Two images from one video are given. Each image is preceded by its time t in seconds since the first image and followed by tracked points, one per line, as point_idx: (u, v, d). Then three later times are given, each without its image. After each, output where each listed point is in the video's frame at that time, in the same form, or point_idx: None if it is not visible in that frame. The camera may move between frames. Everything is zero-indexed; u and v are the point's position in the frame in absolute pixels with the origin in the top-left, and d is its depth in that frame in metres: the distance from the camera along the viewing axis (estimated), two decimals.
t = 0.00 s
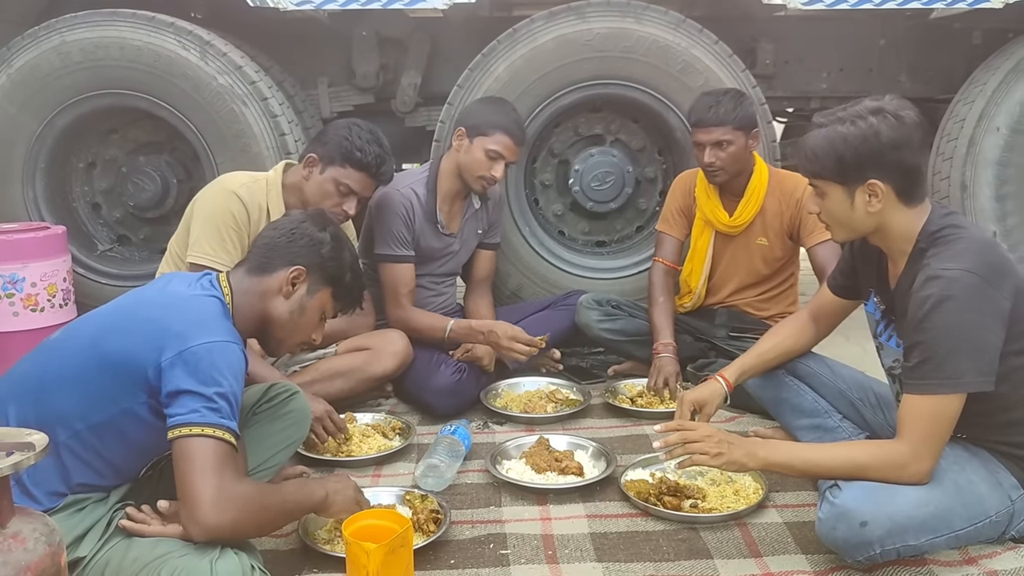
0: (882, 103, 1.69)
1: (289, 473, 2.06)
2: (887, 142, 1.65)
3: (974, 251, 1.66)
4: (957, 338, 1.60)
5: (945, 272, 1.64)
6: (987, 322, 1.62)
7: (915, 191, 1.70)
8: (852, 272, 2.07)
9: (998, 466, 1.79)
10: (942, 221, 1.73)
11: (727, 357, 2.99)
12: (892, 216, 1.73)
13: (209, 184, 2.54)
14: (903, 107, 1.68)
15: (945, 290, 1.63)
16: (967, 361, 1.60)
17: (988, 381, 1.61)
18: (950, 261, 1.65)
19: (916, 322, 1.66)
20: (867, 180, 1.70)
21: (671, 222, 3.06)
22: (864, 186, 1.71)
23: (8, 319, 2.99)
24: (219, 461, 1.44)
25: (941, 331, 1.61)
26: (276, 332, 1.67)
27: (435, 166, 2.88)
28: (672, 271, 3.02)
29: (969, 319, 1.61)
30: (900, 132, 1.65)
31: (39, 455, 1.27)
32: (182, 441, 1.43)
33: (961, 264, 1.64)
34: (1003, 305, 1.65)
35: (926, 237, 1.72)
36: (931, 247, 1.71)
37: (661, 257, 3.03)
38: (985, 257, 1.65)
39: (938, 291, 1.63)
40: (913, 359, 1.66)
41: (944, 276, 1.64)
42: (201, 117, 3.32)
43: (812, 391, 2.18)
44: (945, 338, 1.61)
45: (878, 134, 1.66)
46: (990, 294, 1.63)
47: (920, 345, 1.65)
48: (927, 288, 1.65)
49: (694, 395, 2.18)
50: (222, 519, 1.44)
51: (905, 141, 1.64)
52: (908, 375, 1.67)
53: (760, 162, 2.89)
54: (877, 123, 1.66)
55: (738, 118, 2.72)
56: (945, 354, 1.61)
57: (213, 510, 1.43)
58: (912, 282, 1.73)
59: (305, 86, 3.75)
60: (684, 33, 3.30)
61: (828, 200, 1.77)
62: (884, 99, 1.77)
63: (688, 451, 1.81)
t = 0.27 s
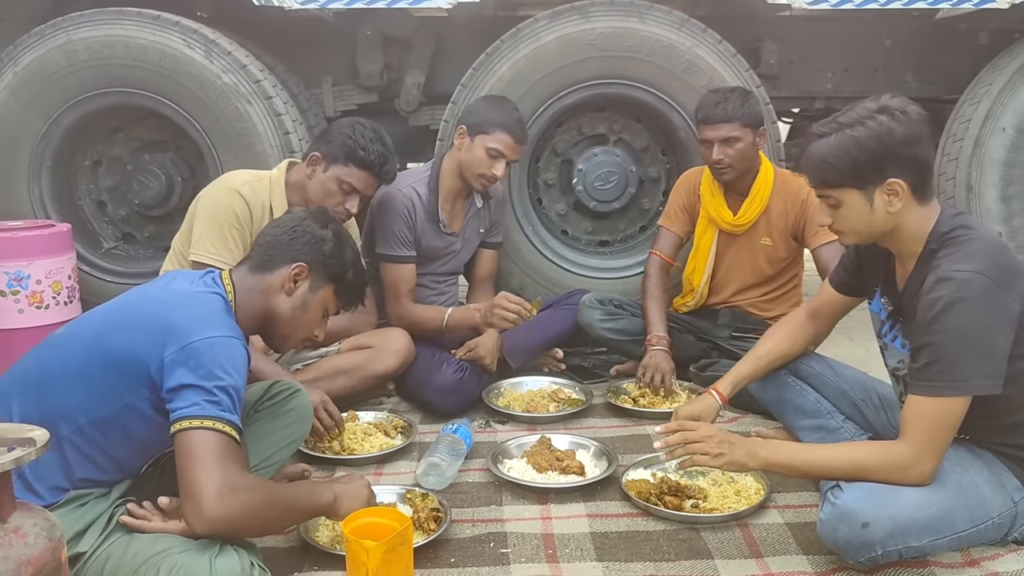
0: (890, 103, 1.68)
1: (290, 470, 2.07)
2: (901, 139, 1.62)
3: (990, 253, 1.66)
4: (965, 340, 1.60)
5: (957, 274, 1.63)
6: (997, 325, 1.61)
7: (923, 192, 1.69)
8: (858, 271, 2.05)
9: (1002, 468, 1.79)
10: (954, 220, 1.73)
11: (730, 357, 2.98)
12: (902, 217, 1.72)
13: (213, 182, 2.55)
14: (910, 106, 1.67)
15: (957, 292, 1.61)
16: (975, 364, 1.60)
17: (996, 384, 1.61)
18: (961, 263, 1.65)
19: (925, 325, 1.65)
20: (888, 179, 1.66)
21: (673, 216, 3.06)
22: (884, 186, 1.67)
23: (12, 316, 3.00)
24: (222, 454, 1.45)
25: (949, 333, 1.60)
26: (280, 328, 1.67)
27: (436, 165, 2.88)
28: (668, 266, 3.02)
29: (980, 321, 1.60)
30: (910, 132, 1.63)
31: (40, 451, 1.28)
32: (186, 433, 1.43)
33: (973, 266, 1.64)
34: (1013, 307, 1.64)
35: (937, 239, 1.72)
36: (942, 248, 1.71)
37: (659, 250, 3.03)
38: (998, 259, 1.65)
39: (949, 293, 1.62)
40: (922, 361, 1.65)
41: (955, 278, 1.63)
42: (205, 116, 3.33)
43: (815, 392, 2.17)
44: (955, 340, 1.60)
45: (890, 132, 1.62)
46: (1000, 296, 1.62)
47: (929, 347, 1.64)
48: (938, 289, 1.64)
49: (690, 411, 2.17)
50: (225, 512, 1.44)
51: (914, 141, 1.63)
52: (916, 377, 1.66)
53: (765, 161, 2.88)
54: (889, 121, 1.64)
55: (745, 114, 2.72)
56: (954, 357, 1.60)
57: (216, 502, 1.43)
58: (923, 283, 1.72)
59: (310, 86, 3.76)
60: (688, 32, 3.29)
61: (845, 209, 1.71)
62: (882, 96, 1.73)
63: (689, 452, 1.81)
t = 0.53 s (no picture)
0: (895, 104, 1.67)
1: (290, 467, 2.08)
2: (910, 140, 1.62)
3: (994, 256, 1.65)
4: (967, 342, 1.59)
5: (961, 277, 1.63)
6: (1000, 327, 1.60)
7: (927, 193, 1.68)
8: (857, 270, 2.05)
9: (1002, 469, 1.78)
10: (957, 223, 1.72)
11: (731, 357, 2.95)
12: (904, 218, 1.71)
13: (215, 178, 2.55)
14: (914, 107, 1.66)
15: (961, 295, 1.61)
16: (977, 367, 1.59)
17: (997, 387, 1.60)
18: (966, 265, 1.64)
19: (927, 327, 1.64)
20: (895, 182, 1.65)
21: (671, 213, 3.05)
22: (891, 189, 1.66)
23: (16, 313, 3.01)
24: (222, 450, 1.45)
25: (951, 335, 1.60)
26: (280, 325, 1.68)
27: (435, 160, 2.89)
28: (664, 260, 3.02)
29: (983, 324, 1.59)
30: (909, 138, 1.63)
31: (37, 446, 1.28)
32: (187, 430, 1.44)
33: (977, 268, 1.63)
34: (1017, 311, 1.63)
35: (941, 241, 1.71)
36: (946, 251, 1.70)
37: (655, 245, 3.02)
38: (1002, 262, 1.65)
39: (952, 295, 1.62)
40: (923, 363, 1.65)
41: (960, 281, 1.62)
42: (209, 114, 3.34)
43: (815, 392, 2.16)
44: (957, 342, 1.60)
45: (900, 134, 1.62)
46: (1004, 299, 1.62)
47: (930, 349, 1.63)
48: (943, 292, 1.64)
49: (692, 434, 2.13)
50: (226, 508, 1.45)
51: (915, 142, 1.63)
52: (916, 380, 1.65)
53: (765, 160, 2.88)
54: (898, 122, 1.63)
55: (746, 113, 2.72)
56: (956, 359, 1.60)
57: (216, 498, 1.44)
58: (926, 285, 1.71)
59: (313, 84, 3.76)
60: (691, 32, 3.29)
61: (850, 212, 1.70)
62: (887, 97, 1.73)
63: (686, 452, 1.82)
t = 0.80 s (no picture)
0: (901, 104, 1.66)
1: (291, 463, 2.08)
2: (919, 140, 1.62)
3: (999, 256, 1.64)
4: (972, 342, 1.59)
5: (967, 278, 1.62)
6: (1005, 328, 1.60)
7: (932, 193, 1.67)
8: (860, 271, 2.04)
9: (1003, 469, 1.78)
10: (963, 223, 1.72)
11: (734, 355, 2.95)
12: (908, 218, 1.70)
13: (218, 174, 2.57)
14: (920, 106, 1.66)
15: (967, 296, 1.61)
16: (981, 369, 1.59)
17: (1001, 389, 1.60)
18: (972, 266, 1.64)
19: (932, 327, 1.63)
20: (902, 183, 1.65)
21: (671, 213, 3.05)
22: (899, 190, 1.66)
23: (20, 308, 3.03)
24: (233, 444, 1.47)
25: (956, 335, 1.59)
26: (281, 320, 1.68)
27: (438, 157, 2.89)
28: (665, 261, 3.02)
29: (988, 325, 1.59)
30: (915, 138, 1.62)
31: (38, 438, 1.29)
32: (195, 425, 1.45)
33: (983, 269, 1.63)
34: None
35: (947, 241, 1.70)
36: (952, 251, 1.69)
37: (655, 246, 3.02)
38: (1009, 262, 1.64)
39: (959, 296, 1.61)
40: (926, 364, 1.64)
41: (966, 282, 1.62)
42: (213, 111, 3.35)
43: (818, 391, 2.16)
44: (961, 343, 1.59)
45: (910, 133, 1.61)
46: (1011, 301, 1.61)
47: (934, 350, 1.63)
48: (949, 293, 1.63)
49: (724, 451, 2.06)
50: (238, 501, 1.46)
51: (920, 141, 1.62)
52: (920, 380, 1.64)
53: (763, 158, 2.88)
54: (909, 122, 1.63)
55: (745, 110, 2.72)
56: (960, 360, 1.59)
57: (228, 492, 1.44)
58: (931, 286, 1.71)
59: (317, 81, 3.77)
60: (694, 30, 3.28)
61: (857, 212, 1.69)
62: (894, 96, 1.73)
63: (685, 450, 1.82)
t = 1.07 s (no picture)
0: (905, 102, 1.66)
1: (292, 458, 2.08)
2: (926, 137, 1.61)
3: (1004, 255, 1.64)
4: (976, 342, 1.58)
5: (971, 276, 1.62)
6: (1009, 328, 1.59)
7: (936, 192, 1.67)
8: (859, 265, 2.04)
9: (1005, 468, 1.77)
10: (967, 221, 1.71)
11: (736, 353, 2.94)
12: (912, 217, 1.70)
13: (220, 171, 2.58)
14: (924, 104, 1.65)
15: (971, 295, 1.60)
16: (984, 368, 1.58)
17: (1004, 388, 1.59)
18: (976, 265, 1.63)
19: (936, 326, 1.63)
20: (908, 179, 1.64)
21: (669, 215, 3.05)
22: (903, 188, 1.65)
23: (24, 302, 3.04)
24: (225, 439, 1.46)
25: (960, 334, 1.59)
26: (282, 316, 1.68)
27: (441, 155, 2.90)
28: (664, 263, 3.02)
29: (992, 324, 1.58)
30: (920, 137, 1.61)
31: (39, 431, 1.30)
32: (186, 420, 1.45)
33: (988, 267, 1.62)
34: None
35: (950, 240, 1.70)
36: (956, 250, 1.69)
37: (655, 249, 3.02)
38: (1014, 261, 1.63)
39: (963, 295, 1.61)
40: (929, 362, 1.63)
41: (970, 280, 1.61)
42: (217, 106, 3.36)
43: (819, 387, 2.16)
44: (965, 342, 1.59)
45: (917, 131, 1.61)
46: (1016, 300, 1.60)
47: (937, 349, 1.62)
48: (953, 291, 1.62)
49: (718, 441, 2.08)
50: (230, 496, 1.46)
51: (925, 139, 1.61)
52: (922, 378, 1.64)
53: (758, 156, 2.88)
54: (915, 119, 1.62)
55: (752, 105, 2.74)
56: (964, 359, 1.59)
57: (219, 488, 1.45)
58: (934, 285, 1.70)
59: (322, 77, 3.77)
60: (699, 26, 3.27)
61: (863, 209, 1.68)
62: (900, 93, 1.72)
63: (686, 447, 1.83)
